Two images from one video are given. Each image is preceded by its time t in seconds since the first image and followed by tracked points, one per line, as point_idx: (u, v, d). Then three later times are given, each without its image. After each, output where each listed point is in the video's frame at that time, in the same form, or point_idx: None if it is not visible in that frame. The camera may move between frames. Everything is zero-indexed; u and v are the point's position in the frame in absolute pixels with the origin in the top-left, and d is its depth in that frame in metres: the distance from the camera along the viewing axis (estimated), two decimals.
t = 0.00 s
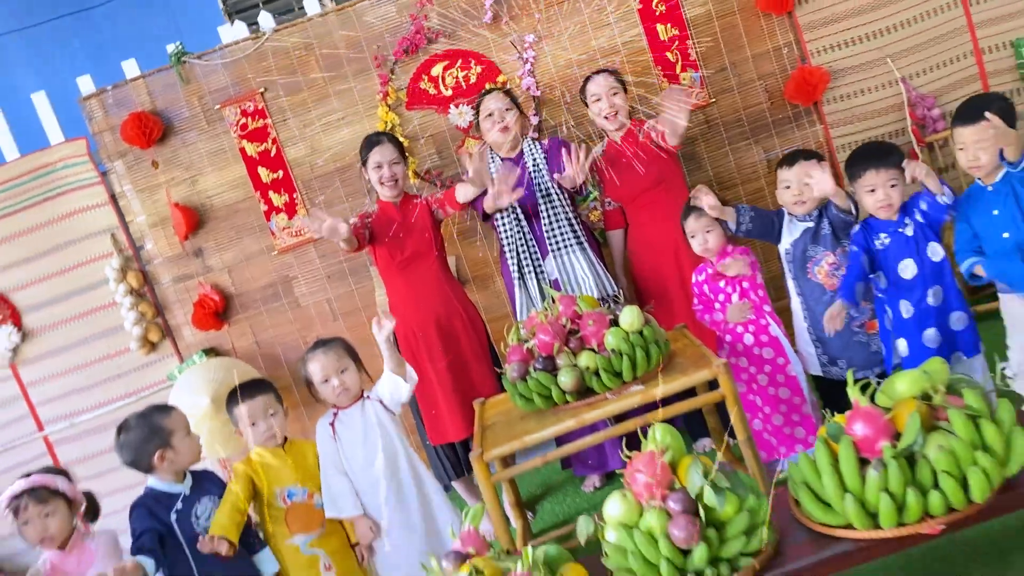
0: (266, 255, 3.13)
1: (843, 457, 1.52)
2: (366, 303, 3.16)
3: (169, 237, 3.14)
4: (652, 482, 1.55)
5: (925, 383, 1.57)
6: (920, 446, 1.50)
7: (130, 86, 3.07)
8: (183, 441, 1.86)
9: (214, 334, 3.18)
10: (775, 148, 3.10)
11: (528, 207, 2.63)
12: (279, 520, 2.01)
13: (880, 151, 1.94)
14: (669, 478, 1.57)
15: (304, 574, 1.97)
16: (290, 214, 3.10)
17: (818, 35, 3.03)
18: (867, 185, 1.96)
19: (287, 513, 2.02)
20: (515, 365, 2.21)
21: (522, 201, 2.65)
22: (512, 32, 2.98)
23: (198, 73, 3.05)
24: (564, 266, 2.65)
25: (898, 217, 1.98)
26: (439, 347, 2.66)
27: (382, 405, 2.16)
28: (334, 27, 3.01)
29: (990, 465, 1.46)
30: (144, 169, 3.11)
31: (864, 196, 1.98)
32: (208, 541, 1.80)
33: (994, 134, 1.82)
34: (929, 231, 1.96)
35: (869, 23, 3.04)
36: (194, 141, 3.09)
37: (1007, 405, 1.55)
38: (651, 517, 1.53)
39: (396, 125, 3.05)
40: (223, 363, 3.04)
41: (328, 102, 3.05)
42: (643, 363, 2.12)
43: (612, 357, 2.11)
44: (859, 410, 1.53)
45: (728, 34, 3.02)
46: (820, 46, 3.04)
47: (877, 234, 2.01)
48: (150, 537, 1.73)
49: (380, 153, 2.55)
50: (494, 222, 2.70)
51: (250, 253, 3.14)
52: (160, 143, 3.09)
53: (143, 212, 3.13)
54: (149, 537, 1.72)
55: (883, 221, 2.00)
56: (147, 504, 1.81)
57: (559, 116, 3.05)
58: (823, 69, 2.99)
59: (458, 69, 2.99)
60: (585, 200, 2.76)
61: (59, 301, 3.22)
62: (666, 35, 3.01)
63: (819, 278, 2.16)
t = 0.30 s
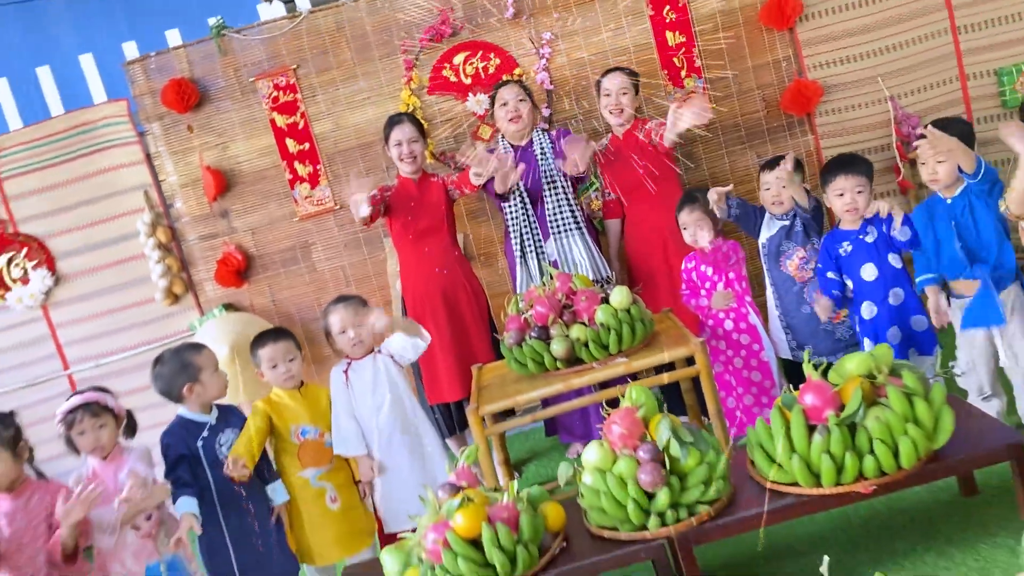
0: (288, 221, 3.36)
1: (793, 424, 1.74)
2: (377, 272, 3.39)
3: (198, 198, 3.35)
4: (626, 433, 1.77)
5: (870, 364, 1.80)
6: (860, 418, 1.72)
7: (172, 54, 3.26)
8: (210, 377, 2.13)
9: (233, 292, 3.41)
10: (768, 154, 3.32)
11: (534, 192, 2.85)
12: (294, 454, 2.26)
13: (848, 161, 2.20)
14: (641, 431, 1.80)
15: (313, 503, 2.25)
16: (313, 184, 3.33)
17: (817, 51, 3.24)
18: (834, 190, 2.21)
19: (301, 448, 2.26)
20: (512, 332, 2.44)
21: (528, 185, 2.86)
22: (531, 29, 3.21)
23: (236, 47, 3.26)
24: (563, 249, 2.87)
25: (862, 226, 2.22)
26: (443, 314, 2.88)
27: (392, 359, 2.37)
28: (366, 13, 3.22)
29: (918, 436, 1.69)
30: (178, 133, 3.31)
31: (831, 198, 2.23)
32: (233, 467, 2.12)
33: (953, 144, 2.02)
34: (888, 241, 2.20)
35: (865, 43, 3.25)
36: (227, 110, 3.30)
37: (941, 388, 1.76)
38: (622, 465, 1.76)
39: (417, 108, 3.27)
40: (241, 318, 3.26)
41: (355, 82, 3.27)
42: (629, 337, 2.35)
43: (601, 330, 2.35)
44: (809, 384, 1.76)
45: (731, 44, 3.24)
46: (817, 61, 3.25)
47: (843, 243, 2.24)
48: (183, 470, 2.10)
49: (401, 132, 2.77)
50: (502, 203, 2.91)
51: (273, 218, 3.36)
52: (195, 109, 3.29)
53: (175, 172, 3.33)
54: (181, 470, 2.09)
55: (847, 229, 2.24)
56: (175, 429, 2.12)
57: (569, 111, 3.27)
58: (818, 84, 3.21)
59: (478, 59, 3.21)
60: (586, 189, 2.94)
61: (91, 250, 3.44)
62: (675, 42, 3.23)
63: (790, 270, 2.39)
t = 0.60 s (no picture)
0: (305, 193, 3.57)
1: (749, 402, 1.94)
2: (385, 247, 3.60)
3: (221, 164, 3.56)
4: (599, 400, 1.98)
5: (823, 353, 1.99)
6: (808, 400, 1.91)
7: (206, 28, 3.47)
8: (226, 326, 2.34)
9: (248, 256, 3.62)
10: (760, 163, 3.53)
11: (537, 182, 3.05)
12: (300, 403, 2.47)
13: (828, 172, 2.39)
14: (613, 399, 2.01)
15: (314, 450, 2.47)
16: (331, 160, 3.54)
17: (813, 70, 3.45)
18: (812, 202, 2.40)
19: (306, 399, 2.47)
20: (506, 308, 2.65)
21: (532, 175, 3.06)
22: (546, 29, 3.41)
23: (268, 26, 3.46)
24: (560, 236, 3.09)
25: (832, 229, 2.41)
26: (444, 289, 3.10)
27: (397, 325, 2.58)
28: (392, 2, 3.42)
29: (858, 419, 1.89)
30: (208, 102, 3.52)
31: (809, 209, 2.41)
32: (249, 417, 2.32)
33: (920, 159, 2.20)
34: (854, 246, 2.39)
35: (860, 66, 3.45)
36: (255, 85, 3.50)
37: (884, 379, 1.96)
38: (594, 428, 1.97)
39: (433, 96, 3.47)
40: (255, 280, 3.47)
41: (378, 67, 3.47)
42: (613, 320, 2.56)
43: (588, 312, 2.55)
44: (766, 367, 1.95)
45: (734, 58, 3.44)
46: (813, 79, 3.45)
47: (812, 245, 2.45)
48: (194, 407, 2.29)
49: (418, 115, 2.97)
50: (506, 190, 3.12)
51: (291, 189, 3.57)
52: (226, 82, 3.50)
53: (202, 139, 3.55)
54: (193, 406, 2.29)
55: (820, 232, 2.44)
56: (195, 370, 2.33)
57: (576, 109, 3.47)
58: (812, 100, 3.41)
59: (495, 55, 3.42)
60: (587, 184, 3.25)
61: (118, 207, 3.65)
62: (680, 51, 3.43)
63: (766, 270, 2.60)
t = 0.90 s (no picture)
0: (318, 172, 3.77)
1: (714, 385, 2.14)
2: (391, 227, 3.80)
3: (241, 140, 3.76)
4: (579, 374, 2.19)
5: (786, 345, 2.16)
6: (768, 386, 2.10)
7: (236, 10, 3.65)
8: (236, 289, 2.52)
9: (261, 228, 3.82)
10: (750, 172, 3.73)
11: (538, 176, 3.25)
12: (304, 364, 2.67)
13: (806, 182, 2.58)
14: (592, 374, 2.21)
15: (314, 410, 2.66)
16: (345, 142, 3.74)
17: (807, 87, 3.65)
18: (790, 209, 2.59)
19: (310, 361, 2.67)
20: (501, 290, 2.85)
21: (535, 169, 3.26)
22: (557, 32, 3.60)
23: (294, 11, 3.66)
24: (557, 228, 3.28)
25: (806, 233, 2.62)
26: (445, 270, 3.29)
27: (400, 300, 2.77)
28: None
29: (812, 406, 2.09)
30: (233, 80, 3.71)
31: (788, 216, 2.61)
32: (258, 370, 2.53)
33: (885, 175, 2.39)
34: (825, 252, 2.60)
35: (851, 87, 3.65)
36: (278, 66, 3.69)
37: (839, 372, 2.16)
38: (572, 399, 2.17)
39: (446, 88, 3.67)
40: (267, 250, 3.67)
41: (395, 57, 3.66)
42: (599, 308, 2.76)
43: (577, 299, 2.75)
44: (732, 354, 2.14)
45: (732, 71, 3.64)
46: (806, 96, 3.65)
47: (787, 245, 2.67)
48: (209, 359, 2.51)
49: (433, 105, 3.17)
50: (509, 181, 3.31)
51: (306, 167, 3.77)
52: (251, 62, 3.69)
53: (225, 115, 3.74)
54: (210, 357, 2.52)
55: (799, 234, 2.65)
56: (212, 326, 2.53)
57: (579, 109, 3.67)
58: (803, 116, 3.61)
59: (507, 53, 3.62)
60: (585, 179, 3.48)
61: (140, 173, 3.84)
62: (682, 61, 3.63)
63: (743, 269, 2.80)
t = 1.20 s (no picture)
0: (334, 158, 3.97)
1: (692, 369, 2.34)
2: (401, 214, 4.01)
3: (263, 124, 3.96)
4: (569, 353, 2.40)
5: (760, 337, 2.36)
6: (741, 372, 2.30)
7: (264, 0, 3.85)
8: (256, 262, 2.72)
9: (276, 208, 4.02)
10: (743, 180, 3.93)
11: (542, 172, 3.46)
12: (316, 334, 2.88)
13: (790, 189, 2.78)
14: (580, 354, 2.42)
15: (323, 376, 2.87)
16: (362, 131, 3.95)
17: (801, 102, 3.85)
18: (773, 214, 2.80)
19: (322, 331, 2.87)
20: (501, 276, 3.04)
21: (539, 165, 3.47)
22: (567, 37, 3.80)
23: (320, 5, 3.85)
24: (557, 222, 3.48)
25: (786, 238, 2.81)
26: (450, 256, 3.49)
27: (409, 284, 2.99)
28: None
29: (779, 393, 2.29)
30: (258, 67, 3.91)
31: (771, 220, 2.81)
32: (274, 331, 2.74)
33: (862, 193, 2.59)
34: (803, 257, 2.80)
35: (844, 103, 3.85)
36: (302, 56, 3.89)
37: (806, 364, 2.36)
38: (562, 376, 2.37)
39: (460, 85, 3.87)
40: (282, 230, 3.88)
41: (413, 53, 3.87)
42: (592, 297, 2.96)
43: (573, 288, 2.95)
44: (709, 342, 2.33)
45: (731, 84, 3.84)
46: (800, 111, 3.86)
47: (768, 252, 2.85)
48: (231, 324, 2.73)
49: (447, 100, 3.37)
50: (515, 176, 3.52)
51: (323, 153, 3.97)
52: (276, 50, 3.89)
53: (248, 99, 3.94)
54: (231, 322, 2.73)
55: (779, 240, 2.84)
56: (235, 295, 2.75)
57: (584, 112, 3.88)
58: (795, 129, 3.81)
59: (519, 55, 3.81)
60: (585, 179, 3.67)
61: (164, 150, 4.04)
62: (684, 72, 3.83)
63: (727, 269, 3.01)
